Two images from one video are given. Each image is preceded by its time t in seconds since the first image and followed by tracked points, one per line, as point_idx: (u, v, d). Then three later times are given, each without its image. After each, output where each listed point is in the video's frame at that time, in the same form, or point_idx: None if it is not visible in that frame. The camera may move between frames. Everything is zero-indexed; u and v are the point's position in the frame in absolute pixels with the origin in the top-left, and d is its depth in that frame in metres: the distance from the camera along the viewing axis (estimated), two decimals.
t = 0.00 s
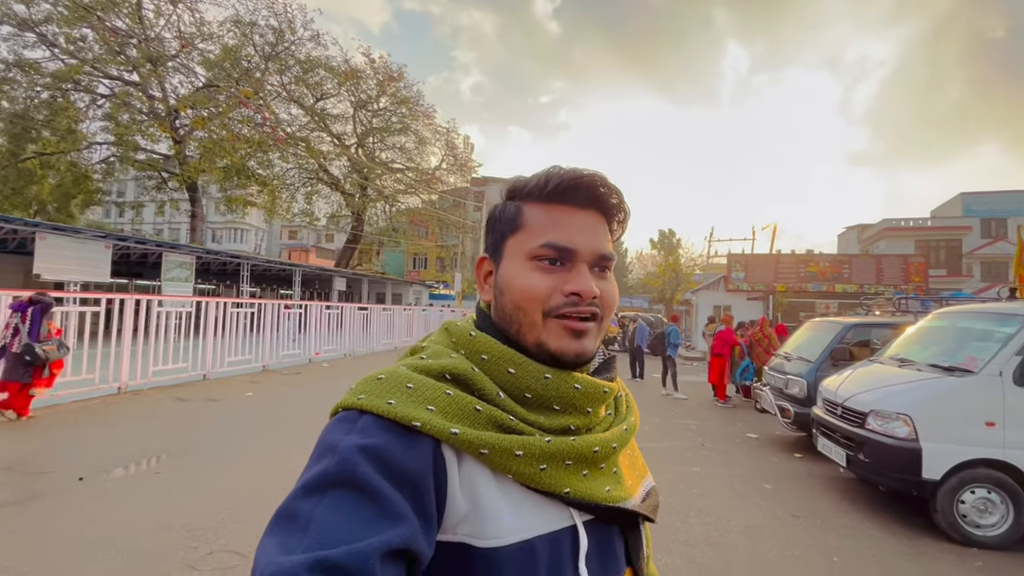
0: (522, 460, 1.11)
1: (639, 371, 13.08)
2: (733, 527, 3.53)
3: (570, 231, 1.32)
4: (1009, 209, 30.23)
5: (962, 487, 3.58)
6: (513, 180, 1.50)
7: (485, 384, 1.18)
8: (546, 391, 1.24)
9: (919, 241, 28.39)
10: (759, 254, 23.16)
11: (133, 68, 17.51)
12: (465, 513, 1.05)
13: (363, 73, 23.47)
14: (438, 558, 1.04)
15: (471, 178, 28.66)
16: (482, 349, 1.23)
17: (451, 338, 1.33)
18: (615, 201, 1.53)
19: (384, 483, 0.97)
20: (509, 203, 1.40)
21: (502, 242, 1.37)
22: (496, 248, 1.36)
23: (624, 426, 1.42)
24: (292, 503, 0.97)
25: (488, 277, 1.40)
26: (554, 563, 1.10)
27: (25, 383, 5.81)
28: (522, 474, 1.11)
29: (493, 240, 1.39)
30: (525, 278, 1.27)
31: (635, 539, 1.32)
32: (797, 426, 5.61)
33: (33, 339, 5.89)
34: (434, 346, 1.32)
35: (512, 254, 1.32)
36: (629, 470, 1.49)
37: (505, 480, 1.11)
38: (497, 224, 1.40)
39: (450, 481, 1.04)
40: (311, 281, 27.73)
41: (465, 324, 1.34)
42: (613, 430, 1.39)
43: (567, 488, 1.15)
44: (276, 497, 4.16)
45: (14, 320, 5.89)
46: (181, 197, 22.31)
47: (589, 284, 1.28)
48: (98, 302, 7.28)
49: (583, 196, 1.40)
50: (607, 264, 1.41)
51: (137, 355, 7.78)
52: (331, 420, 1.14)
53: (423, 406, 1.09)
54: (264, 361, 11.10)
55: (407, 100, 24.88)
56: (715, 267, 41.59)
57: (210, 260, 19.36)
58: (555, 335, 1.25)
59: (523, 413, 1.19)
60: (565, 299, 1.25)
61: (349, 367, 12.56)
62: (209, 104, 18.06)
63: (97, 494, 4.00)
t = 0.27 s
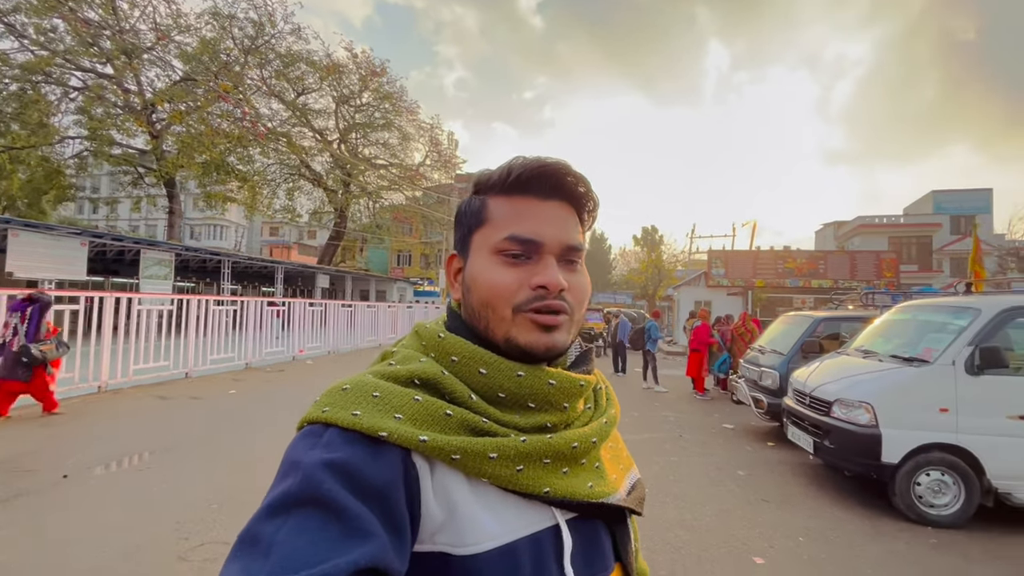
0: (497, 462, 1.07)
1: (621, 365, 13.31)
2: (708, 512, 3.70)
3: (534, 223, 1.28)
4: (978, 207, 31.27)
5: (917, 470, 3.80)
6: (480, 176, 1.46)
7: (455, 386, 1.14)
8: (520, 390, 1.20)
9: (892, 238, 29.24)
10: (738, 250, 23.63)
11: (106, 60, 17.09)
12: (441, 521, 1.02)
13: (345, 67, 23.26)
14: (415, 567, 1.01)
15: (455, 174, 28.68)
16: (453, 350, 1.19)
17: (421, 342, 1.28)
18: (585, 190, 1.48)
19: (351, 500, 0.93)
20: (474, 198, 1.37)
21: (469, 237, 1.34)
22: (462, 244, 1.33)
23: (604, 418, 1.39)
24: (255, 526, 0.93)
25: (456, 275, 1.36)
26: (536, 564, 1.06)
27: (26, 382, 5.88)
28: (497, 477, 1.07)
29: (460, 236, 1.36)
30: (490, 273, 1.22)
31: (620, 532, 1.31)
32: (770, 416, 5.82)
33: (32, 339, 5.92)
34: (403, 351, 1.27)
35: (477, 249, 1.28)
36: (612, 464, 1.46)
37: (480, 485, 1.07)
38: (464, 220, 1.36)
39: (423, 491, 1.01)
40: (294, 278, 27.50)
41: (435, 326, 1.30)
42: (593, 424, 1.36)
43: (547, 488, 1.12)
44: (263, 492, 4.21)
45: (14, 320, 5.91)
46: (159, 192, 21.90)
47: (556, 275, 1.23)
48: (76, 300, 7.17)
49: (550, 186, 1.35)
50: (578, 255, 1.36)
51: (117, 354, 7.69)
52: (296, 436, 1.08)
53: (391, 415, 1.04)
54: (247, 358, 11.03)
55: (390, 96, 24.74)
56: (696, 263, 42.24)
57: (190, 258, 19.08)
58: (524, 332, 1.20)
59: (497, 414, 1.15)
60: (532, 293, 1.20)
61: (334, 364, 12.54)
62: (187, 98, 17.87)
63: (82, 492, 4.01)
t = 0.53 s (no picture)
0: (477, 475, 1.03)
1: (604, 361, 13.53)
2: (684, 501, 3.86)
3: (519, 225, 1.23)
4: (947, 206, 32.31)
5: (878, 457, 4.02)
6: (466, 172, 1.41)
7: (437, 392, 1.11)
8: (504, 398, 1.16)
9: (865, 236, 30.06)
10: (718, 248, 24.09)
11: (79, 50, 16.64)
12: (417, 533, 0.99)
13: (327, 62, 23.00)
14: None
15: (439, 170, 28.64)
16: (434, 356, 1.15)
17: (404, 345, 1.25)
18: (576, 188, 1.42)
19: (324, 510, 0.90)
20: (459, 196, 1.32)
21: (452, 237, 1.29)
22: (445, 244, 1.28)
23: (591, 427, 1.35)
24: (224, 536, 0.89)
25: (439, 277, 1.32)
26: None
27: (32, 379, 6.03)
28: (478, 490, 1.04)
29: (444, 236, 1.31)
30: (472, 277, 1.18)
31: (609, 543, 1.27)
32: (745, 409, 6.03)
33: (39, 337, 6.14)
34: (386, 353, 1.24)
35: (459, 251, 1.23)
36: (604, 473, 1.41)
37: (460, 496, 1.03)
38: (447, 219, 1.32)
39: (400, 504, 0.98)
40: (275, 275, 27.21)
41: (418, 329, 1.26)
42: (580, 432, 1.32)
43: (529, 501, 1.09)
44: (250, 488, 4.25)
45: (17, 319, 6.10)
46: (135, 187, 21.46)
47: (541, 281, 1.19)
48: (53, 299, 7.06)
49: (538, 184, 1.30)
50: (565, 258, 1.31)
51: (96, 353, 7.60)
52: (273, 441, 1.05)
53: (367, 422, 1.02)
54: (229, 356, 10.94)
55: (373, 91, 24.55)
56: (678, 260, 42.84)
57: (169, 254, 18.78)
58: (506, 339, 1.16)
59: (479, 423, 1.11)
60: (515, 299, 1.16)
61: (317, 362, 12.50)
62: (165, 91, 17.53)
63: (66, 491, 4.01)
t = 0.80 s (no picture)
0: (478, 472, 1.08)
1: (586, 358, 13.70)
2: (663, 491, 4.01)
3: (538, 214, 1.30)
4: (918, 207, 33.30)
5: (847, 447, 4.21)
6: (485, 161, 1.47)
7: (442, 387, 1.16)
8: (509, 394, 1.20)
9: (841, 235, 30.85)
10: (699, 247, 24.50)
11: (51, 40, 16.13)
12: (421, 525, 1.04)
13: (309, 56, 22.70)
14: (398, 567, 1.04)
15: (422, 167, 28.51)
16: (441, 351, 1.21)
17: (415, 338, 1.31)
18: (593, 180, 1.49)
19: (335, 498, 0.96)
20: (478, 185, 1.38)
21: (470, 225, 1.36)
22: (464, 231, 1.35)
23: (601, 426, 1.37)
24: (244, 523, 0.97)
25: (456, 264, 1.38)
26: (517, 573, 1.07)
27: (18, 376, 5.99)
28: (480, 485, 1.08)
29: (463, 223, 1.38)
30: (490, 264, 1.25)
31: (617, 543, 1.29)
32: (723, 403, 6.23)
33: (31, 334, 6.13)
34: (397, 346, 1.31)
35: (479, 238, 1.30)
36: (619, 471, 1.42)
37: (462, 491, 1.08)
38: (465, 207, 1.38)
39: (405, 496, 1.04)
40: (256, 272, 26.82)
41: (429, 324, 1.32)
42: (589, 429, 1.34)
43: (532, 499, 1.12)
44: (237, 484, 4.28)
45: (11, 315, 6.11)
46: (109, 181, 20.93)
47: (559, 269, 1.26)
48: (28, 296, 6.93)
49: (556, 174, 1.37)
50: (582, 248, 1.38)
51: (74, 351, 7.48)
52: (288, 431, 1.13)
53: (373, 414, 1.07)
54: (210, 355, 10.82)
55: (356, 87, 24.30)
56: (660, 258, 43.38)
57: (146, 250, 18.38)
58: (522, 327, 1.23)
59: (484, 418, 1.16)
60: (533, 285, 1.24)
61: (300, 359, 12.43)
62: (141, 83, 17.03)
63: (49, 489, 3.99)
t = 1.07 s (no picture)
0: (506, 477, 1.08)
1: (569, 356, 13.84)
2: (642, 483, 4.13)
3: (570, 215, 1.33)
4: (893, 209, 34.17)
5: (816, 441, 4.39)
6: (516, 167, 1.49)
7: (475, 390, 1.18)
8: (542, 399, 1.22)
9: (819, 236, 31.52)
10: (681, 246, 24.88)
11: (24, 30, 15.68)
12: (448, 528, 1.05)
13: (292, 51, 22.45)
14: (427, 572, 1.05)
15: (407, 165, 28.41)
16: (475, 354, 1.24)
17: (450, 342, 1.34)
18: (626, 180, 1.51)
19: (367, 495, 0.98)
20: (511, 188, 1.41)
21: (504, 229, 1.39)
22: (498, 235, 1.37)
23: (636, 437, 1.36)
24: (280, 517, 0.99)
25: (491, 268, 1.41)
26: None
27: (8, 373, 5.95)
28: (510, 492, 1.08)
29: (495, 228, 1.41)
30: (524, 266, 1.28)
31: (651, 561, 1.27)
32: (700, 399, 6.39)
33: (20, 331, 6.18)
34: (431, 349, 1.34)
35: (513, 241, 1.32)
36: (654, 486, 1.41)
37: (491, 498, 1.08)
38: (498, 210, 1.41)
39: (434, 500, 1.05)
40: (238, 269, 26.48)
41: (465, 327, 1.35)
42: (622, 441, 1.34)
43: (562, 508, 1.12)
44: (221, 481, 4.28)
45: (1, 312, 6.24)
46: (85, 176, 20.46)
47: (594, 270, 1.28)
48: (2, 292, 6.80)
49: (587, 176, 1.39)
50: (616, 248, 1.40)
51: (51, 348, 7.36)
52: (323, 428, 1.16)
53: (405, 415, 1.09)
54: (191, 353, 10.69)
55: (340, 83, 24.08)
56: (643, 258, 43.81)
57: (123, 247, 18.03)
58: (557, 327, 1.25)
59: (514, 423, 1.17)
60: (568, 286, 1.26)
61: (283, 357, 12.34)
62: (118, 76, 16.60)
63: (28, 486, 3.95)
